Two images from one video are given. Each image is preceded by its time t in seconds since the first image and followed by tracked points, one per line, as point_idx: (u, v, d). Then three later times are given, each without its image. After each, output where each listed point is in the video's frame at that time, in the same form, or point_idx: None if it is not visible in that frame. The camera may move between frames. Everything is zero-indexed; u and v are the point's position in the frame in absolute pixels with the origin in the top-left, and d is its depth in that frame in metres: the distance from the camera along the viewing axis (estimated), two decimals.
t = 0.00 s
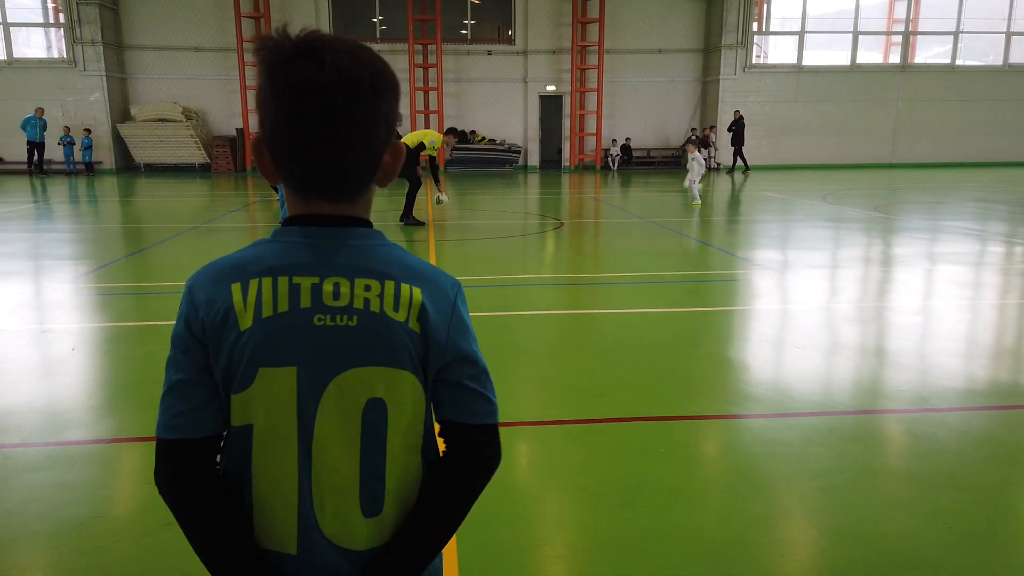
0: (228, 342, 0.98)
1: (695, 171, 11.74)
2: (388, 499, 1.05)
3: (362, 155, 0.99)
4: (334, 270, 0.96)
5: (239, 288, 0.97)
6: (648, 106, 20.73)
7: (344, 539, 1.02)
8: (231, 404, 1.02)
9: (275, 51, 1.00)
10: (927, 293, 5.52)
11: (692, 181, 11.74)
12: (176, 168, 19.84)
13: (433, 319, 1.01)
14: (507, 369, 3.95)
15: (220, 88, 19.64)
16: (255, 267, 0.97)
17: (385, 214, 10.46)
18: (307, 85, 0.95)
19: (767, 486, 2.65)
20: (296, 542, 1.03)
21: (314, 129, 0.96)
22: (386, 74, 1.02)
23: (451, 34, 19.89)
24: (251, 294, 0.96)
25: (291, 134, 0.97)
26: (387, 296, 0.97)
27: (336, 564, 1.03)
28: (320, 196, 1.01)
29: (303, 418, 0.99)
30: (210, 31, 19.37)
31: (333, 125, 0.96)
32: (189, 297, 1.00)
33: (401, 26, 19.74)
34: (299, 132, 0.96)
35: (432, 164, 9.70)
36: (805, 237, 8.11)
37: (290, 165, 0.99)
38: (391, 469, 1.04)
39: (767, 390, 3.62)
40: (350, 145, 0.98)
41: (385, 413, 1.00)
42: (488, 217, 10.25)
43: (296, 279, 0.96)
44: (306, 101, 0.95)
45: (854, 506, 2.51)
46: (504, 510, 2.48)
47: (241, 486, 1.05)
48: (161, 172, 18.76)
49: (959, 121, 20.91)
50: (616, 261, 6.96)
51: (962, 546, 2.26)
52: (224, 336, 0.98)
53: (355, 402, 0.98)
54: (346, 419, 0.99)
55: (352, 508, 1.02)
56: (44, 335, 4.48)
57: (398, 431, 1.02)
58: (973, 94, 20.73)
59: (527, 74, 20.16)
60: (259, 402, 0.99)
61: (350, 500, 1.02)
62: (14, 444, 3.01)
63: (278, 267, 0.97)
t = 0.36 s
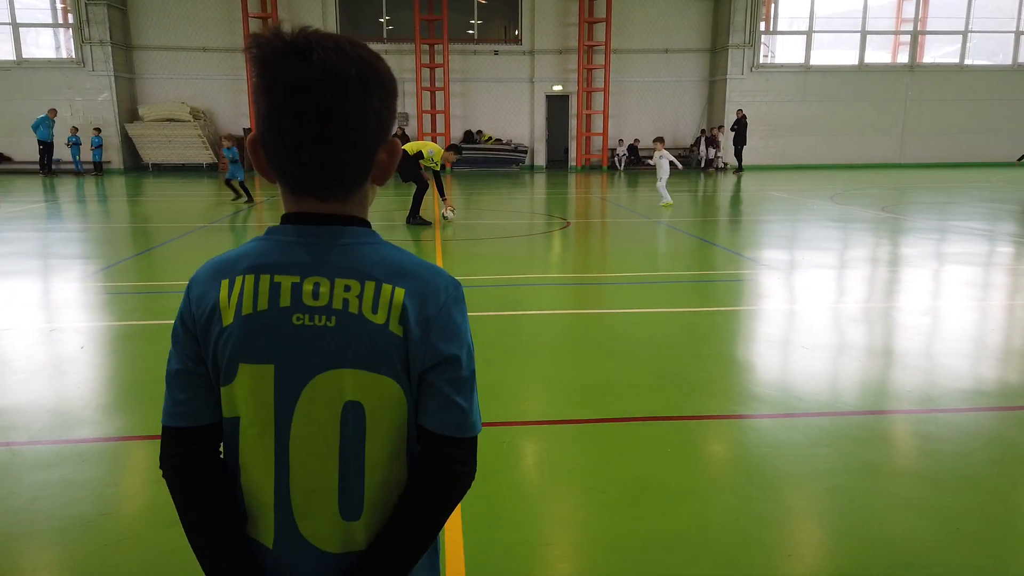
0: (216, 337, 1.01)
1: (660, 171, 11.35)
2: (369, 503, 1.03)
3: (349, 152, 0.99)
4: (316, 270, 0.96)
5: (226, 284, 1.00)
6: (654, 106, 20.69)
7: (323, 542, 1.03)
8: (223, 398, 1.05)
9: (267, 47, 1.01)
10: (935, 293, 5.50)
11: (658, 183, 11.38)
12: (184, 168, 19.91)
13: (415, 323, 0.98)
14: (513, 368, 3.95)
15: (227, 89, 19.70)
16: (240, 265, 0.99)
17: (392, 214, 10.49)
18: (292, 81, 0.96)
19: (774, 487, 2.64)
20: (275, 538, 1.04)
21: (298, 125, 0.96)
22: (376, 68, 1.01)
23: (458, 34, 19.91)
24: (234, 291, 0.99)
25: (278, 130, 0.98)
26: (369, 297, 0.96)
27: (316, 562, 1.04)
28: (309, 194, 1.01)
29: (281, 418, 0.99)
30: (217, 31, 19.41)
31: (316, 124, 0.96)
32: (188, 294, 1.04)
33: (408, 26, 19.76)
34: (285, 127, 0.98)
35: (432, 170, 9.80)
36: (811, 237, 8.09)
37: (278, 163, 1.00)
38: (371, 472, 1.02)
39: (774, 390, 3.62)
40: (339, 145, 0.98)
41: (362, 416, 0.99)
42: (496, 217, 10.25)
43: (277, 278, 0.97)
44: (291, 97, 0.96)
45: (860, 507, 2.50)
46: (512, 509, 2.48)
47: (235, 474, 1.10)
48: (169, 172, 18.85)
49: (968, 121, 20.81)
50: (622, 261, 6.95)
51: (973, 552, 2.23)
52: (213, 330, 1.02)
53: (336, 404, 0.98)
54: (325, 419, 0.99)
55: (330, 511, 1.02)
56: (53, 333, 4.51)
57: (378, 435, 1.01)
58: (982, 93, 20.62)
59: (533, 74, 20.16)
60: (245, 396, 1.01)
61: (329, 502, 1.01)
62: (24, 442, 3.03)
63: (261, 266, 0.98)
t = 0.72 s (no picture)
0: (217, 346, 1.02)
1: (624, 172, 11.14)
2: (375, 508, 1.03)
3: (342, 152, 0.98)
4: (313, 276, 0.96)
5: (223, 292, 1.00)
6: (659, 106, 20.68)
7: (333, 547, 1.02)
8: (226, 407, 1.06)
9: (259, 49, 1.01)
10: (941, 294, 5.48)
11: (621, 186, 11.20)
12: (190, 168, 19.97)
13: (413, 326, 0.98)
14: (517, 369, 3.95)
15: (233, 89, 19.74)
16: (237, 273, 1.00)
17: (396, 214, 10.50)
18: (283, 83, 0.96)
19: (778, 488, 2.63)
20: (289, 542, 1.02)
21: (292, 127, 0.97)
22: (368, 67, 1.00)
23: (463, 34, 19.92)
24: (232, 301, 0.99)
25: (271, 133, 0.98)
26: (364, 303, 0.96)
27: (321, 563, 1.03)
28: (307, 196, 1.01)
29: (284, 425, 1.00)
30: (222, 31, 19.45)
31: (310, 127, 0.96)
32: (189, 302, 1.05)
33: (412, 26, 19.79)
34: (277, 129, 0.98)
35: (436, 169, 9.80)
36: (816, 238, 8.06)
37: (275, 169, 1.01)
38: (373, 477, 1.02)
39: (779, 390, 3.61)
40: (333, 147, 0.98)
41: (363, 422, 0.99)
42: (500, 218, 10.24)
43: (274, 285, 0.97)
44: (282, 98, 0.96)
45: (865, 509, 2.49)
46: (518, 512, 2.47)
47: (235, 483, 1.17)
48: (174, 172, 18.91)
49: (974, 121, 20.71)
50: (626, 262, 6.95)
51: (981, 554, 2.22)
52: (215, 339, 1.03)
53: (334, 410, 0.98)
54: (326, 426, 0.99)
55: (336, 516, 1.01)
56: (58, 333, 4.52)
57: (378, 441, 1.00)
58: (989, 93, 20.53)
59: (538, 74, 20.16)
60: (245, 404, 1.01)
61: (332, 506, 1.01)
62: (29, 442, 3.04)
63: (256, 273, 0.98)
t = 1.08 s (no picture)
0: (222, 347, 1.01)
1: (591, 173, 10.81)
2: (375, 515, 1.01)
3: (348, 145, 0.97)
4: (318, 278, 0.95)
5: (226, 292, 0.99)
6: (664, 106, 20.65)
7: (332, 552, 1.00)
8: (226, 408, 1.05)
9: (265, 41, 1.00)
10: (946, 294, 5.45)
11: (588, 187, 10.91)
12: (194, 168, 20.00)
13: (419, 329, 0.97)
14: (521, 369, 3.93)
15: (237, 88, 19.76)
16: (241, 273, 0.99)
17: (400, 213, 10.48)
18: (288, 76, 0.95)
19: (783, 489, 2.62)
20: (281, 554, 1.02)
21: (298, 124, 0.95)
22: (378, 61, 0.99)
23: (467, 33, 19.93)
24: (236, 301, 0.98)
25: (276, 129, 0.97)
26: (373, 305, 0.95)
27: (316, 567, 1.01)
28: (312, 193, 1.00)
29: (287, 430, 0.98)
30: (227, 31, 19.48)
31: (316, 120, 0.95)
32: (193, 303, 1.04)
33: (417, 25, 19.80)
34: (282, 125, 0.97)
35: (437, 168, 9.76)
36: (821, 238, 8.03)
37: (282, 164, 0.99)
38: (374, 483, 1.00)
39: (783, 391, 3.59)
40: (344, 143, 0.97)
41: (367, 426, 0.98)
42: (504, 217, 10.22)
43: (279, 287, 0.96)
44: (287, 91, 0.95)
45: (868, 510, 2.47)
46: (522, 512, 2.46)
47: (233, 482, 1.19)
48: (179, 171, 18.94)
49: (981, 121, 20.61)
50: (631, 262, 6.93)
51: (985, 554, 2.20)
52: (220, 341, 1.02)
53: (338, 415, 0.97)
54: (328, 430, 0.97)
55: (336, 522, 0.99)
56: (62, 332, 4.53)
57: (380, 444, 0.99)
58: (995, 93, 20.43)
59: (542, 73, 20.14)
60: (245, 407, 1.00)
61: (334, 514, 0.99)
62: (31, 441, 3.03)
63: (261, 275, 0.97)
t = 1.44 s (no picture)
0: (231, 347, 1.00)
1: (557, 173, 10.36)
2: (384, 516, 0.99)
3: (361, 145, 0.96)
4: (328, 277, 0.94)
5: (236, 292, 0.98)
6: (670, 105, 20.59)
7: (340, 554, 0.98)
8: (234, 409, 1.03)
9: (276, 41, 0.98)
10: (955, 296, 5.40)
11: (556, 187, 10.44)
12: (200, 167, 20.05)
13: (429, 329, 0.95)
14: (527, 370, 3.92)
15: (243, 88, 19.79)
16: (251, 272, 0.97)
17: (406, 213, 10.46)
18: (300, 76, 0.94)
19: (791, 491, 2.59)
20: (288, 554, 1.00)
21: (311, 123, 0.94)
22: (389, 60, 0.98)
23: (473, 33, 19.91)
24: (247, 301, 0.96)
25: (288, 127, 0.96)
26: (384, 306, 0.93)
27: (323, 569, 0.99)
28: (322, 193, 0.98)
29: (296, 431, 0.97)
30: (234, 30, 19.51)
31: (329, 118, 0.93)
32: (202, 303, 1.03)
33: (423, 25, 19.81)
34: (294, 124, 0.95)
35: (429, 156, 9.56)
36: (829, 238, 7.97)
37: (293, 162, 0.98)
38: (384, 483, 0.99)
39: (791, 392, 3.56)
40: (355, 142, 0.95)
41: (376, 426, 0.96)
42: (510, 217, 10.19)
43: (289, 286, 0.94)
44: (298, 90, 0.94)
45: (877, 512, 2.44)
46: (528, 513, 2.45)
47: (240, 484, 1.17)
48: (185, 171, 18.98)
49: (990, 121, 20.49)
50: (637, 262, 6.90)
51: (994, 556, 2.18)
52: (229, 341, 1.00)
53: (348, 415, 0.95)
54: (338, 431, 0.95)
55: (344, 522, 0.97)
56: (68, 331, 4.53)
57: (390, 446, 0.97)
58: (1004, 92, 20.30)
59: (548, 73, 20.11)
60: (254, 407, 0.98)
61: (341, 515, 0.97)
62: (36, 441, 3.02)
63: (272, 274, 0.95)
